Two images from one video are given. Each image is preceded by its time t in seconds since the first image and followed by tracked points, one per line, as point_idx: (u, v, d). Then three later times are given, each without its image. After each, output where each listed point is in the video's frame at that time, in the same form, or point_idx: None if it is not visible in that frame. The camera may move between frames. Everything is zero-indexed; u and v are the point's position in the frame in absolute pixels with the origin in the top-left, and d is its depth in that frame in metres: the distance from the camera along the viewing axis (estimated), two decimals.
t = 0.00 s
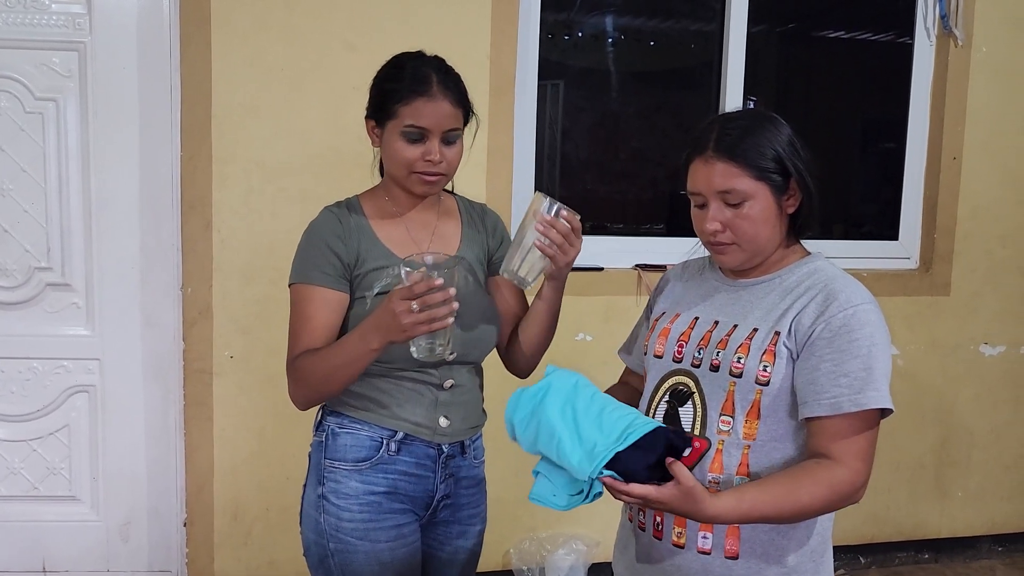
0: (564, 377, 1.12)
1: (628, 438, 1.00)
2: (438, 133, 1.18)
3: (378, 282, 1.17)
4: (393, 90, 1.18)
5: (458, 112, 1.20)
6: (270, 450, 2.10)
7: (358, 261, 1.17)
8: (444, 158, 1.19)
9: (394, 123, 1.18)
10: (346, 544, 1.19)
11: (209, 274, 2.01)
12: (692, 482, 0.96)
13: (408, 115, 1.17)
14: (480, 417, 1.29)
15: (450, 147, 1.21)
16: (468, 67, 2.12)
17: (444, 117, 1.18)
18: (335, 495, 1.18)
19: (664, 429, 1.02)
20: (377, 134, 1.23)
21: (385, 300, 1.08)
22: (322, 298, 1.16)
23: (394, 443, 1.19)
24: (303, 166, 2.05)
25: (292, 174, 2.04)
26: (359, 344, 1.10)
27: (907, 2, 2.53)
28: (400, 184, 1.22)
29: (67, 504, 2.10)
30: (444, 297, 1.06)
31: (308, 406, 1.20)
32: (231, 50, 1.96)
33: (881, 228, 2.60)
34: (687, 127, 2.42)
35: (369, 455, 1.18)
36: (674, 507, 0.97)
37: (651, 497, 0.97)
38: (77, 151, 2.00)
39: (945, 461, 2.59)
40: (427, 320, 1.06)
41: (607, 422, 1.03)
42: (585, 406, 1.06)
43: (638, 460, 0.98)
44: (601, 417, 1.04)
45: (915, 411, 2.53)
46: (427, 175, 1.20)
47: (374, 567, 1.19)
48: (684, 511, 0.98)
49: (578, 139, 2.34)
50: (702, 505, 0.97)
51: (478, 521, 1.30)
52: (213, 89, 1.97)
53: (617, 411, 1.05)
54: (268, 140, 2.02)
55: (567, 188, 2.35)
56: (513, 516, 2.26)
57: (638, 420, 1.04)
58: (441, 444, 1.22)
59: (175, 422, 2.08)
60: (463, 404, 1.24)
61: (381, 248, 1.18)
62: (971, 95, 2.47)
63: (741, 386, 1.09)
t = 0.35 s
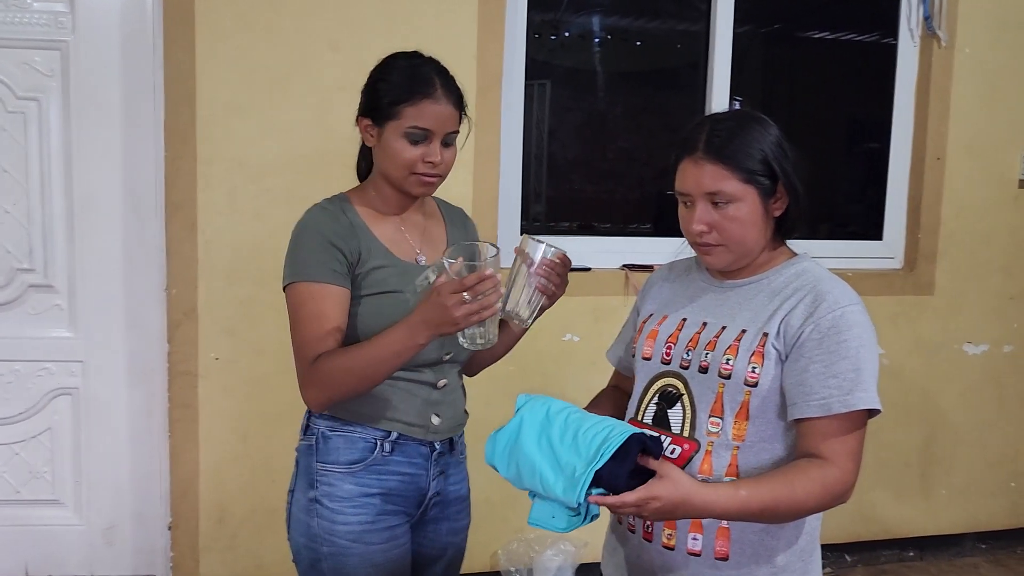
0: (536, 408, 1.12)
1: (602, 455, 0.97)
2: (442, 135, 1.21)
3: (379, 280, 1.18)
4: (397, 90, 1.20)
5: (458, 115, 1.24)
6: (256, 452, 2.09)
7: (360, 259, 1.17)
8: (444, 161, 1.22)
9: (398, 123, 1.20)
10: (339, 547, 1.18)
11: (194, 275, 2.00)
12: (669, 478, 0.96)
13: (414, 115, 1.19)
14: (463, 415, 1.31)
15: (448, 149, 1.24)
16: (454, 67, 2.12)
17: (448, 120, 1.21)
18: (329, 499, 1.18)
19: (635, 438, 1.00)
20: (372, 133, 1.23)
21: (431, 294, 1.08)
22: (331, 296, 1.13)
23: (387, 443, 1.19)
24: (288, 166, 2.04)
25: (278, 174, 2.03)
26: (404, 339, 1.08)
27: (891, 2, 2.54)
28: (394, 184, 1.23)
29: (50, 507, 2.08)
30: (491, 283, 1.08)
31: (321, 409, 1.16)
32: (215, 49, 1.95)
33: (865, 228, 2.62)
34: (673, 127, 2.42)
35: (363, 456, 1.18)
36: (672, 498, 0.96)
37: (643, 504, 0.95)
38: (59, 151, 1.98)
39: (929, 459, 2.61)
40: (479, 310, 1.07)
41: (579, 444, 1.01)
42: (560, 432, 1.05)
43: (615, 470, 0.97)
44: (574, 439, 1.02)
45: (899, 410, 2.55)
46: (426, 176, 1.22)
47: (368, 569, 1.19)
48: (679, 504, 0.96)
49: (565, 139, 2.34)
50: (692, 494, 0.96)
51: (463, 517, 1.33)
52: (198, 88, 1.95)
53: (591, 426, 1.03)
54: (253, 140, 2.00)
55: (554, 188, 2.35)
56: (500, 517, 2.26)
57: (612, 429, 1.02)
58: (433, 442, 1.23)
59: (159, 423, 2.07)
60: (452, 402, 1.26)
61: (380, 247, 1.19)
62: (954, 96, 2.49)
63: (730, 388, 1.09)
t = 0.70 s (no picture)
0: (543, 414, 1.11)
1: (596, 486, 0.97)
2: (442, 135, 1.24)
3: (387, 278, 1.21)
4: (399, 91, 1.20)
5: (454, 114, 1.26)
6: (246, 452, 2.10)
7: (370, 256, 1.19)
8: (443, 159, 1.24)
9: (399, 122, 1.21)
10: (341, 545, 1.20)
11: (182, 275, 1.99)
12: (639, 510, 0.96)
13: (417, 116, 1.21)
14: (453, 410, 1.34)
15: (445, 148, 1.26)
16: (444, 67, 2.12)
17: (446, 120, 1.24)
18: (329, 498, 1.19)
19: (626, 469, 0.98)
20: (370, 132, 1.24)
21: (491, 300, 1.10)
22: (356, 295, 1.14)
23: (384, 440, 1.21)
24: (277, 166, 2.03)
25: (267, 173, 2.03)
26: (459, 339, 1.12)
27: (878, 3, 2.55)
28: (393, 183, 1.24)
29: (36, 510, 2.05)
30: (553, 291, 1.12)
31: (349, 407, 1.16)
32: (204, 48, 1.94)
33: (853, 228, 2.63)
34: (662, 127, 2.43)
35: (361, 455, 1.20)
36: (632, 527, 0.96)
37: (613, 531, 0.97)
38: (45, 150, 1.94)
39: (916, 457, 2.62)
40: (538, 314, 1.12)
41: (577, 464, 1.00)
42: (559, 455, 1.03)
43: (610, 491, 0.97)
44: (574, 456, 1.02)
45: (887, 408, 2.56)
46: (426, 174, 1.24)
47: (370, 566, 1.21)
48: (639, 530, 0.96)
49: (555, 139, 2.34)
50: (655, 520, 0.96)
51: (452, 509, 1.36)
52: (186, 88, 1.94)
53: (594, 444, 1.02)
54: (242, 139, 2.00)
55: (543, 187, 2.35)
56: (490, 516, 2.26)
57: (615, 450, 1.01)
58: (429, 436, 1.26)
59: (148, 425, 2.03)
60: (445, 397, 1.29)
61: (385, 244, 1.21)
62: (941, 96, 2.50)
63: (717, 387, 1.09)
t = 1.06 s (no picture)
0: (593, 394, 0.98)
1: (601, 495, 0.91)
2: (445, 136, 1.24)
3: (391, 278, 1.21)
4: (402, 93, 1.20)
5: (456, 115, 1.27)
6: (241, 452, 2.09)
7: (376, 255, 1.19)
8: (445, 161, 1.25)
9: (403, 123, 1.21)
10: (345, 543, 1.19)
11: (176, 275, 1.99)
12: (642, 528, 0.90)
13: (420, 117, 1.21)
14: (449, 409, 1.35)
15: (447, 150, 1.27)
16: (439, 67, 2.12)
17: (449, 122, 1.24)
18: (332, 496, 1.19)
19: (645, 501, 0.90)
20: (372, 134, 1.24)
21: (512, 307, 1.10)
22: (364, 292, 1.14)
23: (386, 438, 1.22)
24: (271, 166, 2.03)
25: (261, 173, 2.02)
26: (475, 342, 1.12)
27: (871, 3, 2.56)
28: (395, 184, 1.24)
29: (30, 511, 2.04)
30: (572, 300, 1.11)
31: (361, 404, 1.16)
32: (198, 48, 1.94)
33: (845, 228, 2.64)
34: (656, 127, 2.43)
35: (363, 453, 1.20)
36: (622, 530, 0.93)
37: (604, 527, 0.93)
38: (38, 150, 1.93)
39: (909, 456, 2.63)
40: (557, 323, 1.11)
41: (608, 465, 0.91)
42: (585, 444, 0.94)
43: (630, 506, 0.89)
44: (609, 454, 0.92)
45: (881, 407, 2.57)
46: (429, 175, 1.24)
47: (373, 563, 1.21)
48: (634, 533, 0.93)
49: (549, 139, 2.35)
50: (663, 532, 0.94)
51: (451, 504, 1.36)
52: (180, 88, 1.94)
53: (636, 455, 0.92)
54: (236, 139, 2.00)
55: (538, 187, 2.35)
56: (485, 516, 2.25)
57: (654, 472, 0.92)
58: (429, 433, 1.27)
59: (141, 426, 2.03)
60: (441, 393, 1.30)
61: (389, 245, 1.21)
62: (934, 96, 2.51)
63: (706, 385, 1.10)
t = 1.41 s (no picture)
0: (658, 394, 1.05)
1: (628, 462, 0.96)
2: (441, 136, 1.24)
3: (390, 277, 1.21)
4: (399, 94, 1.20)
5: (452, 115, 1.26)
6: (236, 452, 2.09)
7: (373, 253, 1.18)
8: (442, 161, 1.25)
9: (399, 124, 1.20)
10: (344, 540, 1.19)
11: (171, 275, 1.98)
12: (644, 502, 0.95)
13: (417, 118, 1.21)
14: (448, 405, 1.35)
15: (443, 149, 1.26)
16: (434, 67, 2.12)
17: (446, 122, 1.24)
18: (332, 494, 1.19)
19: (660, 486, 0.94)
20: (370, 135, 1.23)
21: (513, 301, 1.13)
22: (364, 288, 1.14)
23: (385, 436, 1.21)
24: (266, 166, 2.03)
25: (256, 173, 2.02)
26: (477, 337, 1.13)
27: (867, 3, 2.57)
28: (392, 184, 1.24)
29: (24, 511, 2.03)
30: (571, 295, 1.15)
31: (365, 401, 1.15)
32: (193, 48, 1.94)
33: (840, 227, 2.64)
34: (652, 127, 2.43)
35: (364, 451, 1.20)
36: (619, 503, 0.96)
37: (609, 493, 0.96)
38: (33, 149, 1.93)
39: (905, 456, 2.64)
40: (557, 317, 1.15)
41: (634, 440, 0.98)
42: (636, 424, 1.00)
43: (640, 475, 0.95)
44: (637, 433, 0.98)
45: (876, 406, 2.58)
46: (426, 175, 1.24)
47: (372, 560, 1.21)
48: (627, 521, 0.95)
49: (544, 139, 2.35)
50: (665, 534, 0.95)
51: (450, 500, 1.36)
52: (175, 88, 1.94)
53: (665, 444, 0.98)
54: (231, 139, 1.99)
55: (533, 187, 2.35)
56: (480, 516, 2.25)
57: (678, 463, 0.97)
58: (427, 431, 1.27)
59: (137, 426, 2.02)
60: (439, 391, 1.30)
61: (387, 244, 1.21)
62: (929, 96, 2.52)
63: (700, 384, 1.10)
